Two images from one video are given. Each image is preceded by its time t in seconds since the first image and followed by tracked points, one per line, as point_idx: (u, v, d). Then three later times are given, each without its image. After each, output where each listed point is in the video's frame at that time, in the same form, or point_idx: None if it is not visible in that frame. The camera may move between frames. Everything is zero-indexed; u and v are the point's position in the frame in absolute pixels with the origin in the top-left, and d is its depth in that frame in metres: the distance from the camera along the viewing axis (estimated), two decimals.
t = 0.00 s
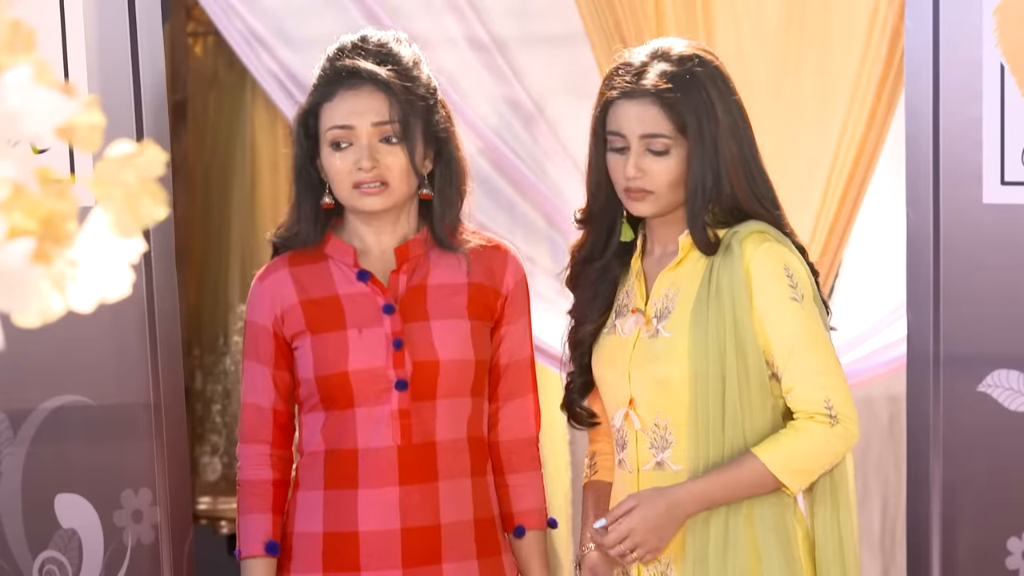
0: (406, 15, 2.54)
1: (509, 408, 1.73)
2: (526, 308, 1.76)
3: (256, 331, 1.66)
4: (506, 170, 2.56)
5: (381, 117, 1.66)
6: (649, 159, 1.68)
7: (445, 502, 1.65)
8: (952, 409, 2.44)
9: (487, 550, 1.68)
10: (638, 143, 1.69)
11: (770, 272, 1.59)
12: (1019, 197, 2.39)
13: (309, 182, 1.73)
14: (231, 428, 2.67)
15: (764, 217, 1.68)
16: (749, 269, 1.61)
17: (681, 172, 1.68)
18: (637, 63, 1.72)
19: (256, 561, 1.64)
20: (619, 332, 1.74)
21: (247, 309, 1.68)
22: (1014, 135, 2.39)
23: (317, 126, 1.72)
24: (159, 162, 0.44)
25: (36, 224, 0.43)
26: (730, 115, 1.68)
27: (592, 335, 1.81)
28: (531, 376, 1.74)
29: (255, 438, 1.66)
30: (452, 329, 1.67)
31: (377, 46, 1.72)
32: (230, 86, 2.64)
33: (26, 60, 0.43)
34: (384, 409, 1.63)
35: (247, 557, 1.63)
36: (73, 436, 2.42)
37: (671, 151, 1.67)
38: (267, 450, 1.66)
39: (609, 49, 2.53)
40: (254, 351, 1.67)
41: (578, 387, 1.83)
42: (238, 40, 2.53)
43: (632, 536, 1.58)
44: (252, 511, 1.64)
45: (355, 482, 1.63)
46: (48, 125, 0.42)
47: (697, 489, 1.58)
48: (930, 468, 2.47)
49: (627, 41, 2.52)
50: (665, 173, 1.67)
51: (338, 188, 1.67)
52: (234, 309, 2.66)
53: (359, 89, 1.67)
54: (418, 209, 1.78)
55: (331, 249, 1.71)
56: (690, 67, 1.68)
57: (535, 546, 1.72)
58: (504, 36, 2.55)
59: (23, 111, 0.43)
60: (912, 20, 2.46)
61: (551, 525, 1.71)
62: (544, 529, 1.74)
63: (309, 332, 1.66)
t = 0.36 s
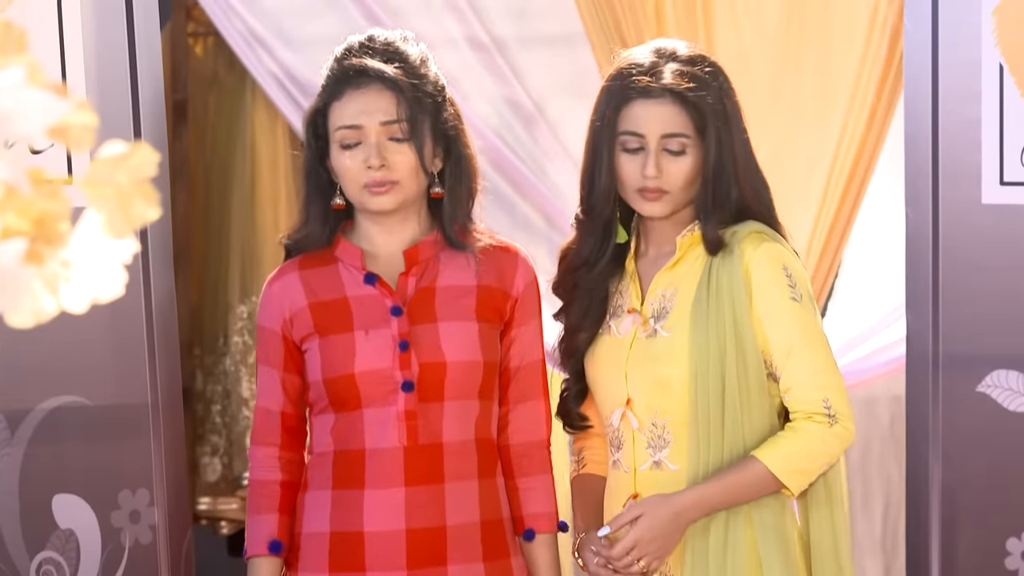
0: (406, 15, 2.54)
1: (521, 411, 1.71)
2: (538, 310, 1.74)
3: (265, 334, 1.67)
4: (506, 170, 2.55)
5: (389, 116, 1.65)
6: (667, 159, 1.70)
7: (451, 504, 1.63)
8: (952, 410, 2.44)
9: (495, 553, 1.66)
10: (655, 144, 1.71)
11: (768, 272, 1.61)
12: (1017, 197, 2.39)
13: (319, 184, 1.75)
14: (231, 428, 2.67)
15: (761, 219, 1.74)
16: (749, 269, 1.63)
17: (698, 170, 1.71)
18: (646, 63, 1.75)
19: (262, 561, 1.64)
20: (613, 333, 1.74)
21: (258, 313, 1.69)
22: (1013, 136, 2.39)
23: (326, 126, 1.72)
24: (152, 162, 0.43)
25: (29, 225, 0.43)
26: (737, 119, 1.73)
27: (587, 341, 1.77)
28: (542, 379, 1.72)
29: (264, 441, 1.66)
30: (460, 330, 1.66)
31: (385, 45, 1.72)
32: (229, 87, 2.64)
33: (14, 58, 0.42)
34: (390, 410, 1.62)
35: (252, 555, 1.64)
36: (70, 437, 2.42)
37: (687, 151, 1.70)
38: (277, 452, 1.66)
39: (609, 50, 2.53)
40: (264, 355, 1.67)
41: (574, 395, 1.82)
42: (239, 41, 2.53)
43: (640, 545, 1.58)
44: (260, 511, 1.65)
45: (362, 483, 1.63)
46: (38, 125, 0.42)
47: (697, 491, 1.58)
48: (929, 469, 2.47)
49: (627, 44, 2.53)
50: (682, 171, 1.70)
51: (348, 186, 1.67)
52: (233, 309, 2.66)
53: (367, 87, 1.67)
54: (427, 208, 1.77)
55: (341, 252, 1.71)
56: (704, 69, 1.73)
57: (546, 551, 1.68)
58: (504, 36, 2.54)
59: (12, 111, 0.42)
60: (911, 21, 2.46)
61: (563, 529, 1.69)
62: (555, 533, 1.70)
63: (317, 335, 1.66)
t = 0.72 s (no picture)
0: (405, 16, 2.54)
1: (527, 414, 1.70)
2: (543, 313, 1.73)
3: (270, 336, 1.68)
4: (503, 169, 2.56)
5: (396, 122, 1.66)
6: (681, 159, 1.73)
7: (453, 507, 1.63)
8: (950, 411, 2.44)
9: (498, 555, 1.65)
10: (668, 147, 1.73)
11: (766, 274, 1.64)
12: (1015, 197, 2.39)
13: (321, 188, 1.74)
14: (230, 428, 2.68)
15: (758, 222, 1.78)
16: (747, 271, 1.66)
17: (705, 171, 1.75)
18: (652, 64, 1.76)
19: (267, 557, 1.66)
20: (609, 334, 1.75)
21: (265, 316, 1.69)
22: (1010, 136, 2.39)
23: (329, 133, 1.71)
24: (142, 163, 0.44)
25: (17, 224, 0.43)
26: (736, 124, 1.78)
27: (580, 351, 1.77)
28: (549, 381, 1.71)
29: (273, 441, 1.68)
30: (462, 334, 1.65)
31: (387, 52, 1.71)
32: (229, 87, 2.64)
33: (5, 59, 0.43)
34: (391, 413, 1.62)
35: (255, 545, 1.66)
36: (67, 437, 2.42)
37: (697, 153, 1.73)
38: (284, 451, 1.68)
39: (608, 51, 2.53)
40: (271, 359, 1.68)
41: (569, 403, 1.81)
42: (237, 42, 2.53)
43: (652, 557, 1.57)
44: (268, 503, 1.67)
45: (365, 485, 1.63)
46: (28, 127, 0.43)
47: (698, 498, 1.58)
48: (927, 469, 2.47)
49: (626, 45, 2.53)
50: (691, 172, 1.73)
51: (353, 193, 1.67)
52: (231, 309, 2.66)
53: (372, 93, 1.67)
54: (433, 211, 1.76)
55: (345, 255, 1.71)
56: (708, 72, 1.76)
57: (553, 554, 1.68)
58: (503, 36, 2.54)
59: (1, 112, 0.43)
60: (908, 21, 2.46)
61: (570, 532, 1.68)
62: (562, 536, 1.69)
63: (319, 339, 1.66)
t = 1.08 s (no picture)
0: (406, 17, 2.54)
1: (535, 416, 1.70)
2: (551, 315, 1.73)
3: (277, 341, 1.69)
4: (503, 169, 2.55)
5: (399, 119, 1.65)
6: (689, 162, 1.73)
7: (462, 510, 1.62)
8: (950, 411, 2.44)
9: (506, 558, 1.64)
10: (677, 149, 1.72)
11: (766, 275, 1.68)
12: (1015, 198, 2.39)
13: (328, 187, 1.75)
14: (231, 429, 2.67)
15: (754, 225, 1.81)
16: (748, 272, 1.69)
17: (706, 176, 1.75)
18: (654, 67, 1.75)
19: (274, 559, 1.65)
20: (609, 335, 1.75)
21: (273, 321, 1.71)
22: (1011, 137, 2.39)
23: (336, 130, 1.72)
24: (137, 163, 0.43)
25: (11, 226, 0.43)
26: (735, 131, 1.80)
27: (577, 355, 1.77)
28: (557, 383, 1.71)
29: (283, 445, 1.69)
30: (470, 337, 1.65)
31: (395, 50, 1.72)
32: (230, 88, 2.65)
33: None
34: (401, 417, 1.61)
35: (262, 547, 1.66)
36: (66, 438, 2.42)
37: (702, 156, 1.74)
38: (292, 455, 1.69)
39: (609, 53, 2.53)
40: (279, 362, 1.70)
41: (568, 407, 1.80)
42: (237, 42, 2.52)
43: (655, 559, 1.58)
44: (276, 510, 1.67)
45: (373, 489, 1.62)
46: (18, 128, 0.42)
47: (702, 499, 1.58)
48: (927, 470, 2.47)
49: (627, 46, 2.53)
50: (698, 175, 1.74)
51: (356, 190, 1.67)
52: (233, 311, 2.66)
53: (377, 90, 1.67)
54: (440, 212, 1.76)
55: (351, 258, 1.70)
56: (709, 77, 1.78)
57: (562, 556, 1.67)
58: (503, 37, 2.54)
59: None
60: (908, 20, 2.46)
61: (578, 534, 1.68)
62: (571, 539, 1.68)
63: (327, 342, 1.66)
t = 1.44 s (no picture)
0: (404, 17, 2.53)
1: (542, 418, 1.70)
2: (559, 318, 1.73)
3: (286, 342, 1.68)
4: (501, 169, 2.56)
5: (411, 117, 1.66)
6: (689, 162, 1.73)
7: (469, 510, 1.61)
8: (948, 411, 2.44)
9: (512, 559, 1.63)
10: (677, 150, 1.72)
11: (772, 274, 1.68)
12: (1013, 199, 2.39)
13: (337, 194, 1.73)
14: (230, 429, 2.65)
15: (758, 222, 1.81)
16: (754, 269, 1.70)
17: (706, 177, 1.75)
18: (657, 67, 1.75)
19: (277, 565, 1.65)
20: (613, 333, 1.75)
21: (281, 320, 1.70)
22: (1008, 137, 2.40)
23: (342, 135, 1.71)
24: (127, 163, 0.44)
25: (3, 227, 0.43)
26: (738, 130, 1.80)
27: (581, 350, 1.76)
28: (564, 385, 1.71)
29: (288, 446, 1.67)
30: (479, 338, 1.66)
31: (396, 52, 1.72)
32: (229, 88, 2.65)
33: None
34: (409, 416, 1.62)
35: (267, 561, 1.66)
36: (63, 438, 2.43)
37: (704, 157, 1.74)
38: (301, 458, 1.67)
39: (609, 54, 2.53)
40: (288, 360, 1.68)
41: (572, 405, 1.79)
42: (236, 42, 2.53)
43: (663, 559, 1.58)
44: (280, 516, 1.66)
45: (379, 489, 1.61)
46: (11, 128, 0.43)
47: (708, 498, 1.59)
48: (925, 469, 2.47)
49: (626, 46, 2.53)
50: (699, 175, 1.74)
51: (372, 192, 1.67)
52: (232, 311, 2.63)
53: (386, 92, 1.67)
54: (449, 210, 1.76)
55: (362, 258, 1.70)
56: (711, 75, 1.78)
57: (566, 559, 1.68)
58: (501, 38, 2.54)
59: None
60: (906, 21, 2.46)
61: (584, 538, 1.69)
62: (576, 543, 1.69)
63: (337, 341, 1.66)
